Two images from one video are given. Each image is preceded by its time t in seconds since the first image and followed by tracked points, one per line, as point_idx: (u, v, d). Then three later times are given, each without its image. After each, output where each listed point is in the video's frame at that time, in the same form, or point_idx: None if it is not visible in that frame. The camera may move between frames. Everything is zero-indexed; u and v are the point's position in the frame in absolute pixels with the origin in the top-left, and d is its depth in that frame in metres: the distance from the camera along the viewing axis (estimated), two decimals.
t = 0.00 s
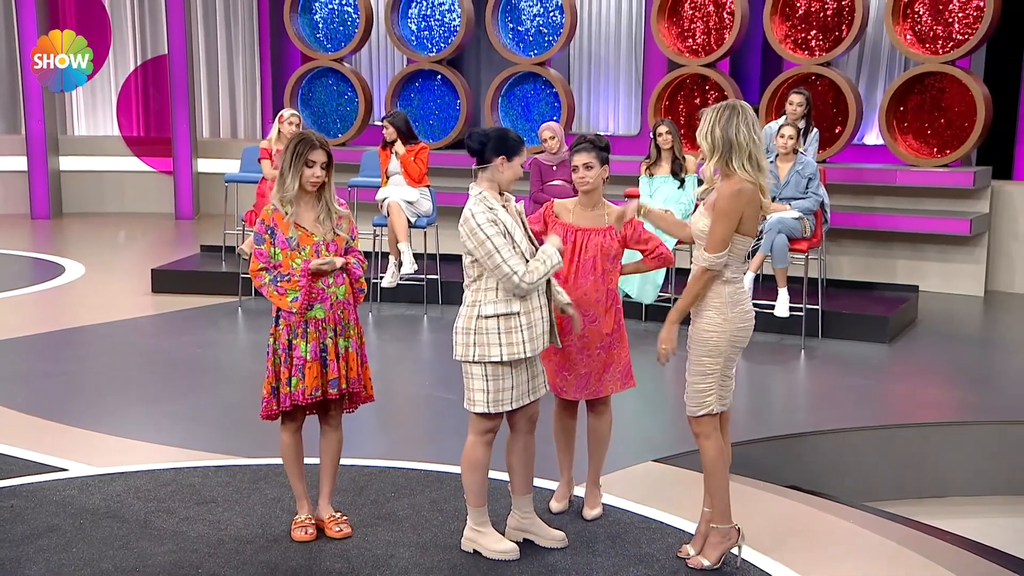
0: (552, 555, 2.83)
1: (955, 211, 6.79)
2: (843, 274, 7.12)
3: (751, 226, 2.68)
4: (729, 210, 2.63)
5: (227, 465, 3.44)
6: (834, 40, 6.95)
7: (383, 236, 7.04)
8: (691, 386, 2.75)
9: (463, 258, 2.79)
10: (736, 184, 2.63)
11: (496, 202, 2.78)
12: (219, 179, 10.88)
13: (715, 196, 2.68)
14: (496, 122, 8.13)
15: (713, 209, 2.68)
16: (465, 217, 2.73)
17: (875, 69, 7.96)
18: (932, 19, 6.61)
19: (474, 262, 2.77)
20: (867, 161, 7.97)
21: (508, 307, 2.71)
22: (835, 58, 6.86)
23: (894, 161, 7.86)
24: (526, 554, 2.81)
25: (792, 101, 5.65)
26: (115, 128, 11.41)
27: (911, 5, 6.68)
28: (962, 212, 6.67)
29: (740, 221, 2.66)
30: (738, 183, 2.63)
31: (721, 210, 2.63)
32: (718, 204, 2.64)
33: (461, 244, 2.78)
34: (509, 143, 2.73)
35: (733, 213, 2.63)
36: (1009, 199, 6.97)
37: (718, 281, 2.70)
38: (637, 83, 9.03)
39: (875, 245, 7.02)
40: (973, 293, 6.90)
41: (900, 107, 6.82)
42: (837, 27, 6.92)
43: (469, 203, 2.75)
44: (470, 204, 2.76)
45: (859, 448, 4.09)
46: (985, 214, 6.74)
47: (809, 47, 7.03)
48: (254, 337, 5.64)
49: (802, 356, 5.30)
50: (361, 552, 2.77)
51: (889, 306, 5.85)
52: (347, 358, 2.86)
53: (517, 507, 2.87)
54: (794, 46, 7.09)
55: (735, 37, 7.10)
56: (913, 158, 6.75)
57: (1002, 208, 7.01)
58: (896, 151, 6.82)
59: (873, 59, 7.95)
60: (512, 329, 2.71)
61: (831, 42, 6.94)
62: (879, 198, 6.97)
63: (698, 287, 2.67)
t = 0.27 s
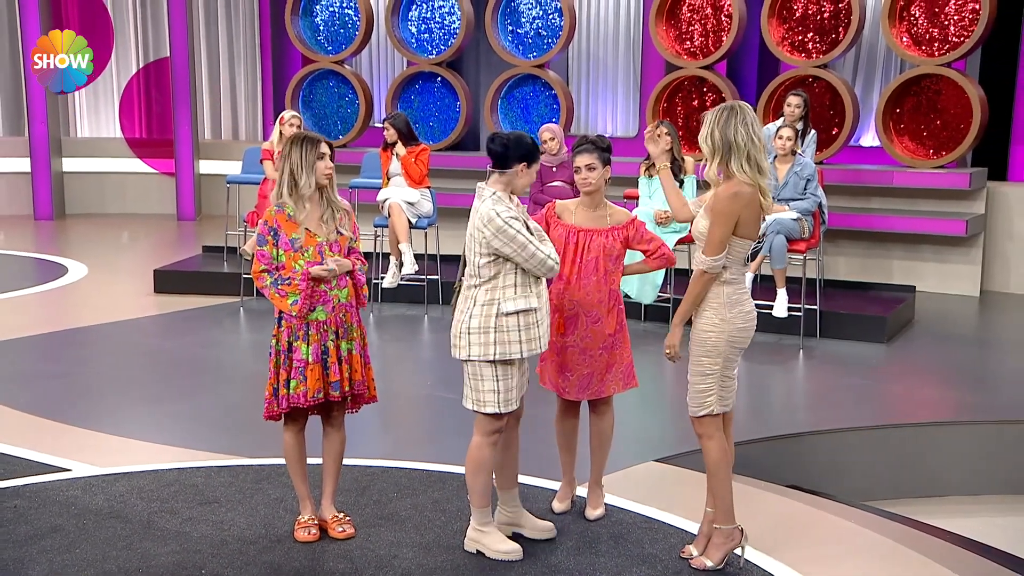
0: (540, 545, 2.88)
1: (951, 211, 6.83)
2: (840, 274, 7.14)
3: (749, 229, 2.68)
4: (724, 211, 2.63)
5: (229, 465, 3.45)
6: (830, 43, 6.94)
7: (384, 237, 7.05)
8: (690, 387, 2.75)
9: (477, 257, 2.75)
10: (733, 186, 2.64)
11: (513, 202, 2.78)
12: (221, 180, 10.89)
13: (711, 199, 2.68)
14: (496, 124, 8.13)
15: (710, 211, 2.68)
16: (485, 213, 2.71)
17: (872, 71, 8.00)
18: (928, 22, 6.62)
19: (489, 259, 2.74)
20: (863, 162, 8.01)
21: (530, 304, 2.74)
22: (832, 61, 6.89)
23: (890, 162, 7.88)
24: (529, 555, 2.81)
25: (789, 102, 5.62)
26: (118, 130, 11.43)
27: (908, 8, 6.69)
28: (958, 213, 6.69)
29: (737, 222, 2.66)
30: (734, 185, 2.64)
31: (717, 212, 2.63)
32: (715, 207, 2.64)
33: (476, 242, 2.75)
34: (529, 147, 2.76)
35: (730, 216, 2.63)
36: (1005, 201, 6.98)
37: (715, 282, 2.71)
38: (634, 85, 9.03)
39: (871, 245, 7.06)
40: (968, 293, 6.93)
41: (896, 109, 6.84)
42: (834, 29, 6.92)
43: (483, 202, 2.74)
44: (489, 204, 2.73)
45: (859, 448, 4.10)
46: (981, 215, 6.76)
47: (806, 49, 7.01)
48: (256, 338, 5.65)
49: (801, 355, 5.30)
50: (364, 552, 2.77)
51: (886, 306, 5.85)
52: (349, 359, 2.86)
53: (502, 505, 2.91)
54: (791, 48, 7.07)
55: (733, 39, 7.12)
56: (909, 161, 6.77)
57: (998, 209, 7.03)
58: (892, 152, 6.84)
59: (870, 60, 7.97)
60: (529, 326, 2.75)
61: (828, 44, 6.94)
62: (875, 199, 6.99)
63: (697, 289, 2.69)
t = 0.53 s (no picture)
0: (520, 536, 2.95)
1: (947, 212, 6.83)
2: (838, 274, 7.16)
3: (750, 228, 2.68)
4: (726, 211, 2.63)
5: (233, 465, 3.45)
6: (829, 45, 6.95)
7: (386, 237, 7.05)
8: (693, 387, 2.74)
9: (495, 253, 2.74)
10: (735, 186, 2.64)
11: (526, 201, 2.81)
12: (224, 181, 10.91)
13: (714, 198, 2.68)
14: (496, 125, 8.13)
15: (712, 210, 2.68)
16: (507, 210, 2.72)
17: (869, 76, 7.97)
18: (925, 24, 6.63)
19: (505, 256, 2.75)
20: (860, 163, 8.02)
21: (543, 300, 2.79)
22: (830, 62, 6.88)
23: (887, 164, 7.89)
24: (533, 554, 2.81)
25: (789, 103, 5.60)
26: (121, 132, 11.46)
27: (905, 10, 6.71)
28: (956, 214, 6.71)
29: (738, 222, 2.66)
30: (737, 186, 2.63)
31: (718, 211, 2.64)
32: (716, 206, 2.65)
33: (494, 238, 2.75)
34: (552, 151, 2.77)
35: (731, 214, 2.63)
36: (1001, 201, 7.01)
37: (715, 281, 2.71)
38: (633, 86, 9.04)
39: (870, 245, 7.05)
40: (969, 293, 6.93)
41: (894, 110, 6.85)
42: (831, 32, 6.93)
43: (505, 200, 2.74)
44: (508, 201, 2.74)
45: (862, 448, 4.09)
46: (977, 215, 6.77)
47: (804, 50, 7.02)
48: (258, 338, 5.65)
49: (802, 355, 5.30)
50: (368, 552, 2.77)
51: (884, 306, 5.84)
52: (352, 359, 2.85)
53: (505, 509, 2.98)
54: (789, 50, 7.07)
55: (731, 42, 7.12)
56: (906, 161, 6.76)
57: (994, 210, 7.05)
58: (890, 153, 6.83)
59: (866, 63, 7.96)
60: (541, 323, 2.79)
61: (825, 46, 6.94)
62: (872, 200, 6.99)
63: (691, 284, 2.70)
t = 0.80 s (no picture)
0: (522, 532, 2.97)
1: (943, 212, 6.90)
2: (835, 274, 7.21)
3: (755, 225, 2.67)
4: (733, 211, 2.63)
5: (236, 464, 3.45)
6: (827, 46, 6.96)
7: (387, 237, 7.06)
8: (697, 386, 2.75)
9: (494, 250, 2.76)
10: (740, 185, 2.64)
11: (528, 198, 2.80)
12: (226, 182, 10.93)
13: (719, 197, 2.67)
14: (496, 126, 8.16)
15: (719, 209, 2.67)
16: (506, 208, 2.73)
17: (866, 75, 7.98)
18: (922, 25, 6.64)
19: (506, 253, 2.76)
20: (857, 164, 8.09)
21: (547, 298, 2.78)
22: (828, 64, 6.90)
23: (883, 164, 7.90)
24: (536, 554, 2.80)
25: (788, 105, 5.62)
26: (124, 134, 11.49)
27: (902, 12, 6.72)
28: (952, 214, 6.73)
29: (744, 221, 2.66)
30: (746, 186, 2.63)
31: (724, 209, 2.63)
32: (722, 204, 2.64)
33: (495, 236, 2.76)
34: (543, 144, 2.75)
35: (735, 212, 2.63)
36: (996, 201, 7.03)
37: (719, 280, 2.71)
38: (632, 86, 9.08)
39: (868, 245, 7.07)
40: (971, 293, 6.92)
41: (891, 112, 6.86)
42: (829, 33, 6.93)
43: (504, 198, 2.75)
44: (508, 199, 2.75)
45: (863, 447, 4.10)
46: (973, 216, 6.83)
47: (802, 52, 7.03)
48: (261, 337, 5.66)
49: (803, 354, 5.30)
50: (371, 552, 2.77)
51: (884, 306, 5.84)
52: (356, 359, 2.85)
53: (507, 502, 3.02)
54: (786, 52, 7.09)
55: (729, 44, 7.14)
56: (903, 162, 6.79)
57: (990, 209, 7.07)
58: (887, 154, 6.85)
59: (864, 63, 7.96)
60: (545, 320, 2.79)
61: (824, 48, 6.95)
62: (870, 199, 7.04)
63: (690, 276, 2.70)
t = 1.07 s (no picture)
0: (525, 531, 2.97)
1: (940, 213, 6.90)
2: (831, 274, 7.26)
3: (761, 224, 2.68)
4: (739, 210, 2.62)
5: (240, 463, 3.46)
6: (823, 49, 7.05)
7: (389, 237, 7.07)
8: (704, 386, 2.75)
9: (481, 247, 2.87)
10: (745, 183, 2.63)
11: (517, 197, 2.84)
12: (228, 183, 10.96)
13: (724, 197, 2.67)
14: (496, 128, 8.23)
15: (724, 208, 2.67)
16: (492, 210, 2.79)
17: (861, 77, 7.96)
18: (918, 28, 6.74)
19: (491, 250, 2.85)
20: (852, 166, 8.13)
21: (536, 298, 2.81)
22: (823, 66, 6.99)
23: (879, 165, 7.91)
24: (539, 552, 2.81)
25: (785, 106, 5.63)
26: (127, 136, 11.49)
27: (897, 14, 6.82)
28: (947, 214, 6.76)
29: (749, 219, 2.66)
30: (749, 184, 2.63)
31: (729, 208, 2.63)
32: (727, 203, 2.64)
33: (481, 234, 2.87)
34: (511, 138, 2.79)
35: (741, 211, 2.63)
36: (990, 202, 7.06)
37: (726, 280, 2.70)
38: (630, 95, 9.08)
39: (862, 244, 7.13)
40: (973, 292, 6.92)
41: (886, 113, 6.96)
42: (825, 36, 7.03)
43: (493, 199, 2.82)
44: (493, 199, 2.83)
45: (865, 445, 4.11)
46: (968, 216, 6.83)
47: (798, 54, 7.13)
48: (263, 336, 5.67)
49: (805, 353, 5.30)
50: (375, 550, 2.77)
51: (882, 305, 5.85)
52: (360, 358, 2.86)
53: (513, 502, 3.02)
54: (783, 54, 7.19)
55: (726, 47, 7.25)
56: (899, 162, 6.90)
57: (983, 209, 7.11)
58: (883, 155, 6.97)
59: (859, 67, 7.96)
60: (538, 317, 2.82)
61: (820, 51, 7.04)
62: (865, 200, 7.08)
63: (700, 278, 2.70)
